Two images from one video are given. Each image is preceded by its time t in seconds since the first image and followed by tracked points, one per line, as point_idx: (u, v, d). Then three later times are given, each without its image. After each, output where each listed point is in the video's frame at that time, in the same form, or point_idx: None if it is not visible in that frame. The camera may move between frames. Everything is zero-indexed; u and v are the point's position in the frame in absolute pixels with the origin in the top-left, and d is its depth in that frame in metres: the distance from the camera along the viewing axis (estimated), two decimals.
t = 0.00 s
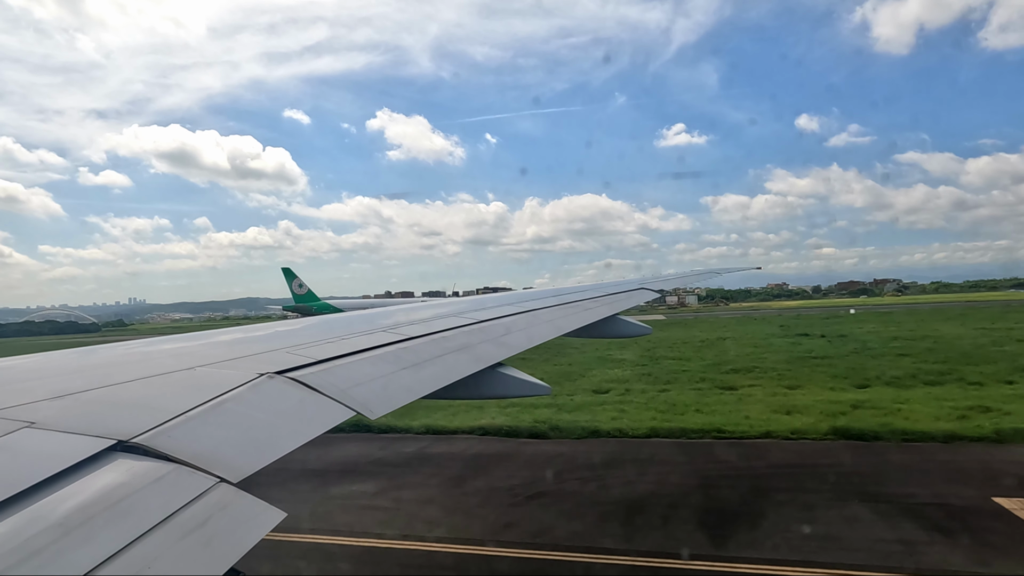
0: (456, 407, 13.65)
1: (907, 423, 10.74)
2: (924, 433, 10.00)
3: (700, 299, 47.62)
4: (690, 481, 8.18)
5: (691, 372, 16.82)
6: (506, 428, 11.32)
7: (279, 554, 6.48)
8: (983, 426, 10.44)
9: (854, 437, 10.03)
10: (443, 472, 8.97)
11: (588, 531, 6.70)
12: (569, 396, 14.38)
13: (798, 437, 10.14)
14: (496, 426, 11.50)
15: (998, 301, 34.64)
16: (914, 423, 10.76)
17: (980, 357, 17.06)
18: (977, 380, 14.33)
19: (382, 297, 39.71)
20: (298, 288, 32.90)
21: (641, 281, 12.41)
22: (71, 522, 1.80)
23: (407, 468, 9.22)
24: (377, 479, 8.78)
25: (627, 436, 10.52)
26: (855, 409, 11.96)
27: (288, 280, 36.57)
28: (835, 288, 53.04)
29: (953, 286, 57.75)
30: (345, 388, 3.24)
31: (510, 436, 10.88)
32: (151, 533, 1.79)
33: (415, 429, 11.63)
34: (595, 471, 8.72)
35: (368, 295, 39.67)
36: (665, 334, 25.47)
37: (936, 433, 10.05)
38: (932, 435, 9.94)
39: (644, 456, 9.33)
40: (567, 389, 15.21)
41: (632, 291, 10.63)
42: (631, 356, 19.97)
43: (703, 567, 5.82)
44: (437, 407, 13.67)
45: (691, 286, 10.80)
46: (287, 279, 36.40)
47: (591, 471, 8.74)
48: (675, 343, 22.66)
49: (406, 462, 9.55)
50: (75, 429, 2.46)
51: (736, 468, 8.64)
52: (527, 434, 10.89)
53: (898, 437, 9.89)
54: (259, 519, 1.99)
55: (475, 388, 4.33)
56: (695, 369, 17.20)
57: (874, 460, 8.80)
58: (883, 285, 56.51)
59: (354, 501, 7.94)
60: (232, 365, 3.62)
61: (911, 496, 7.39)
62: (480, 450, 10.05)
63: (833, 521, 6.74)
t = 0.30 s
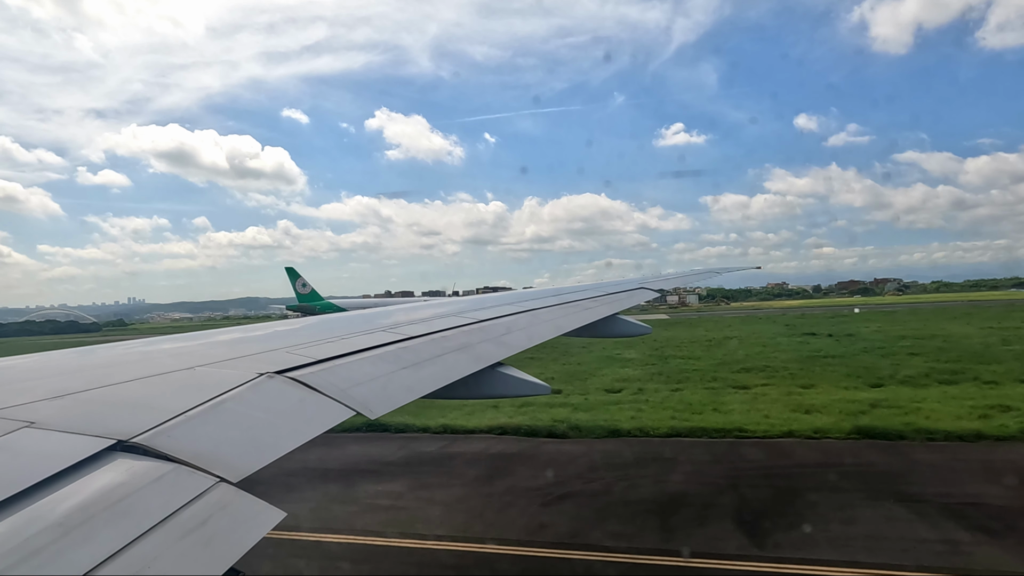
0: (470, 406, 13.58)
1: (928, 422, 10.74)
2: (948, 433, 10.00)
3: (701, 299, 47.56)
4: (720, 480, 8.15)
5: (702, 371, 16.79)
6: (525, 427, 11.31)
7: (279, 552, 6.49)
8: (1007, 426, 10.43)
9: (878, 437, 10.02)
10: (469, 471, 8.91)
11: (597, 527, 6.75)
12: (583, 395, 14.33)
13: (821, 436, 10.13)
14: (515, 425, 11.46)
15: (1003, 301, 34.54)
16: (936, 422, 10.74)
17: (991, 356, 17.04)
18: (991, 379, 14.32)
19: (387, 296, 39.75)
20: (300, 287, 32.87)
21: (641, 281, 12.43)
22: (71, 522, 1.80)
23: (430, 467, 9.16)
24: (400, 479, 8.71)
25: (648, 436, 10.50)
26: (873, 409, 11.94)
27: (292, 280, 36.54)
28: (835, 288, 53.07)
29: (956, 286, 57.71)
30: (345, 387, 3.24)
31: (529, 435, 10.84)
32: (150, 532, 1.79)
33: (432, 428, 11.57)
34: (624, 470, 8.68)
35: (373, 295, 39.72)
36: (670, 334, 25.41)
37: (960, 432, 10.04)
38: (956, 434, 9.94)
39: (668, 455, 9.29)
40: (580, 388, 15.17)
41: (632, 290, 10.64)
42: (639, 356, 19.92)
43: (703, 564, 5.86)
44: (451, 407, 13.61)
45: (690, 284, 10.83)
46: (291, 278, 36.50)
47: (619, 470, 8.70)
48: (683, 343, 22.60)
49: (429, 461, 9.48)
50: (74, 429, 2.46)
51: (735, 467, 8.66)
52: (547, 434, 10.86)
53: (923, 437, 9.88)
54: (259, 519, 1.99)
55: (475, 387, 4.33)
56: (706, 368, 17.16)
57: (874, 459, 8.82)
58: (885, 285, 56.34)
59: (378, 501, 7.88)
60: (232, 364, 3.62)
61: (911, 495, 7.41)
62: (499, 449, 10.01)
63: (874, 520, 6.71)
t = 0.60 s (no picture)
0: (485, 406, 13.55)
1: (950, 421, 10.76)
2: (973, 432, 10.00)
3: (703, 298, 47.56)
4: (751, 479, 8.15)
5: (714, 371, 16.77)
6: (544, 426, 11.30)
7: (279, 552, 6.51)
8: None
9: (902, 436, 10.01)
10: (498, 471, 8.87)
11: (615, 525, 6.78)
12: (596, 395, 14.31)
13: (845, 435, 10.14)
14: (534, 425, 11.45)
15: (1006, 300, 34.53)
16: (959, 421, 10.74)
17: (1003, 356, 17.02)
18: (1005, 379, 14.32)
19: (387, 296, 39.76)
20: (303, 287, 32.99)
21: (641, 280, 12.44)
22: (70, 522, 1.80)
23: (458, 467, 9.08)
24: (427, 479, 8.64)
25: (671, 435, 10.51)
26: (893, 408, 11.94)
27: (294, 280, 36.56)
28: (836, 288, 53.14)
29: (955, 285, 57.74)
30: (345, 387, 3.25)
31: (549, 435, 10.82)
32: (150, 532, 1.79)
33: (449, 428, 11.54)
34: (654, 469, 8.68)
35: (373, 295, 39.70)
36: (675, 333, 25.38)
37: (985, 432, 10.03)
38: (981, 433, 9.94)
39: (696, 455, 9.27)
40: (593, 388, 15.15)
41: (632, 290, 10.65)
42: (647, 356, 19.89)
43: (704, 562, 5.89)
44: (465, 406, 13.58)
45: (689, 284, 10.84)
46: (297, 277, 36.54)
47: (649, 469, 8.70)
48: (690, 342, 22.57)
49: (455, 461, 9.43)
50: (74, 429, 2.46)
51: (733, 467, 8.68)
52: (568, 433, 10.84)
53: (948, 436, 9.88)
54: (259, 518, 2.00)
55: (475, 387, 4.34)
56: (717, 368, 17.15)
57: (872, 459, 8.85)
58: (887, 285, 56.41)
59: (408, 501, 7.79)
60: (232, 364, 3.64)
61: (910, 494, 7.44)
62: (524, 448, 10.00)
63: (913, 520, 6.69)
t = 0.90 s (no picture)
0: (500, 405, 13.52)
1: (973, 420, 10.76)
2: (998, 431, 10.00)
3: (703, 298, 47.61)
4: (782, 479, 8.12)
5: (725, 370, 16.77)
6: (564, 426, 11.24)
7: (279, 550, 6.52)
8: None
9: (928, 435, 10.01)
10: (530, 470, 8.84)
11: (624, 523, 6.80)
12: (610, 394, 14.28)
13: (869, 434, 10.12)
14: (553, 424, 11.43)
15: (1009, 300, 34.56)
16: (982, 421, 10.74)
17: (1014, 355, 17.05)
18: (1019, 378, 14.34)
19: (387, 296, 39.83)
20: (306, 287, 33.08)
21: (640, 280, 12.46)
22: (70, 522, 1.80)
23: (487, 468, 9.00)
24: (456, 479, 8.59)
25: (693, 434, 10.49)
26: (912, 407, 11.96)
27: (298, 280, 36.60)
28: (836, 288, 53.23)
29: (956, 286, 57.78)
30: (344, 386, 3.25)
31: (569, 434, 10.80)
32: (149, 532, 1.79)
33: (466, 427, 11.51)
34: (687, 468, 8.66)
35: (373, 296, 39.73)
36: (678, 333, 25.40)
37: (1010, 431, 10.03)
38: (1006, 433, 9.95)
39: (724, 455, 9.25)
40: (606, 387, 15.11)
41: (632, 289, 10.68)
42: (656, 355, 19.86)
43: (702, 559, 5.91)
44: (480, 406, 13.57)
45: (689, 283, 10.84)
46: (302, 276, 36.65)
47: (682, 468, 8.67)
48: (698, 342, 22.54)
49: (483, 460, 9.39)
50: (74, 429, 2.45)
51: (732, 466, 8.70)
52: (588, 433, 10.81)
53: (974, 435, 9.87)
54: (259, 518, 2.00)
55: (474, 387, 4.34)
56: (728, 368, 17.12)
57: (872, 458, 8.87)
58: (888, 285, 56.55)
59: (440, 501, 7.73)
60: (232, 363, 3.64)
61: (909, 493, 7.46)
62: (550, 448, 9.97)
63: (954, 520, 6.63)
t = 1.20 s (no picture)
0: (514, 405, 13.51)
1: (995, 419, 10.78)
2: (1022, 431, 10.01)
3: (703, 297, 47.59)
4: (812, 478, 8.10)
5: (735, 369, 16.75)
6: (583, 426, 11.18)
7: (278, 548, 6.53)
8: None
9: (952, 434, 10.00)
10: (561, 470, 8.78)
11: (623, 522, 6.82)
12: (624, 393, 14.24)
13: (893, 433, 10.08)
14: (573, 424, 11.37)
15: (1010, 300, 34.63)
16: (1003, 419, 10.77)
17: None
18: None
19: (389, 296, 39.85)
20: (308, 286, 33.13)
21: (639, 280, 12.44)
22: (69, 522, 1.79)
23: (516, 467, 8.93)
24: (484, 478, 8.52)
25: (716, 434, 10.44)
26: (931, 406, 11.97)
27: (301, 279, 36.53)
28: (836, 288, 53.33)
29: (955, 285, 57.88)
30: (344, 386, 3.26)
31: (590, 433, 10.75)
32: (148, 533, 1.79)
33: (485, 426, 11.45)
34: (717, 469, 8.62)
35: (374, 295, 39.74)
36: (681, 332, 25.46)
37: None
38: None
39: (751, 454, 9.22)
40: (618, 386, 15.08)
41: (632, 289, 10.66)
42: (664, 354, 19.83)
43: (701, 557, 5.94)
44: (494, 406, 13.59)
45: (689, 283, 10.82)
46: (305, 276, 36.68)
47: (712, 468, 8.63)
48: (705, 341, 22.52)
49: (509, 459, 9.33)
50: (73, 428, 2.45)
51: (731, 465, 8.72)
52: (610, 433, 10.75)
53: (999, 434, 9.87)
54: (258, 518, 2.00)
55: (473, 387, 4.34)
56: (740, 366, 17.14)
57: (870, 457, 8.90)
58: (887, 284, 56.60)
59: (470, 501, 7.66)
60: (231, 363, 3.64)
61: (909, 492, 7.48)
62: (576, 447, 9.91)
63: (996, 520, 6.58)
